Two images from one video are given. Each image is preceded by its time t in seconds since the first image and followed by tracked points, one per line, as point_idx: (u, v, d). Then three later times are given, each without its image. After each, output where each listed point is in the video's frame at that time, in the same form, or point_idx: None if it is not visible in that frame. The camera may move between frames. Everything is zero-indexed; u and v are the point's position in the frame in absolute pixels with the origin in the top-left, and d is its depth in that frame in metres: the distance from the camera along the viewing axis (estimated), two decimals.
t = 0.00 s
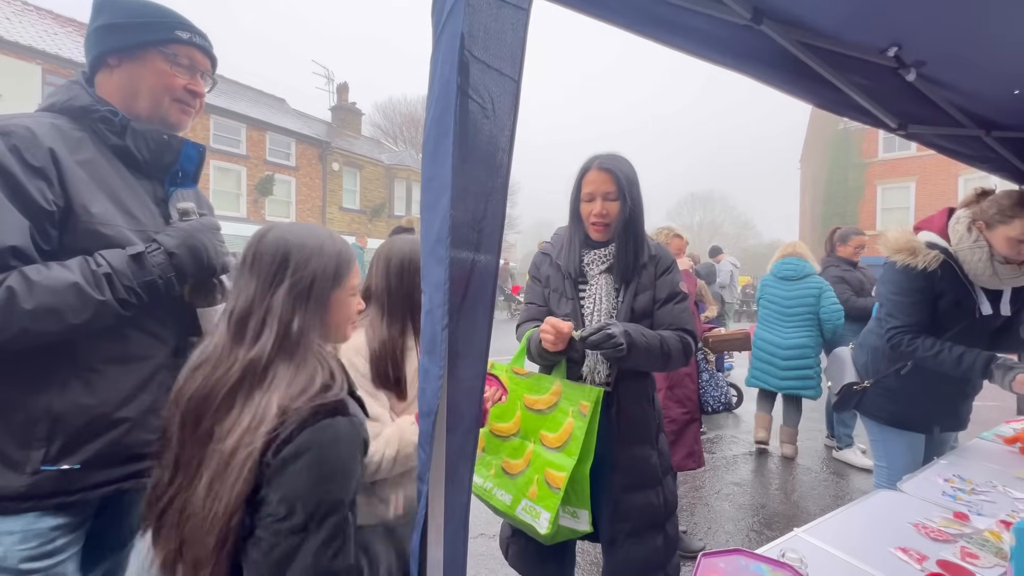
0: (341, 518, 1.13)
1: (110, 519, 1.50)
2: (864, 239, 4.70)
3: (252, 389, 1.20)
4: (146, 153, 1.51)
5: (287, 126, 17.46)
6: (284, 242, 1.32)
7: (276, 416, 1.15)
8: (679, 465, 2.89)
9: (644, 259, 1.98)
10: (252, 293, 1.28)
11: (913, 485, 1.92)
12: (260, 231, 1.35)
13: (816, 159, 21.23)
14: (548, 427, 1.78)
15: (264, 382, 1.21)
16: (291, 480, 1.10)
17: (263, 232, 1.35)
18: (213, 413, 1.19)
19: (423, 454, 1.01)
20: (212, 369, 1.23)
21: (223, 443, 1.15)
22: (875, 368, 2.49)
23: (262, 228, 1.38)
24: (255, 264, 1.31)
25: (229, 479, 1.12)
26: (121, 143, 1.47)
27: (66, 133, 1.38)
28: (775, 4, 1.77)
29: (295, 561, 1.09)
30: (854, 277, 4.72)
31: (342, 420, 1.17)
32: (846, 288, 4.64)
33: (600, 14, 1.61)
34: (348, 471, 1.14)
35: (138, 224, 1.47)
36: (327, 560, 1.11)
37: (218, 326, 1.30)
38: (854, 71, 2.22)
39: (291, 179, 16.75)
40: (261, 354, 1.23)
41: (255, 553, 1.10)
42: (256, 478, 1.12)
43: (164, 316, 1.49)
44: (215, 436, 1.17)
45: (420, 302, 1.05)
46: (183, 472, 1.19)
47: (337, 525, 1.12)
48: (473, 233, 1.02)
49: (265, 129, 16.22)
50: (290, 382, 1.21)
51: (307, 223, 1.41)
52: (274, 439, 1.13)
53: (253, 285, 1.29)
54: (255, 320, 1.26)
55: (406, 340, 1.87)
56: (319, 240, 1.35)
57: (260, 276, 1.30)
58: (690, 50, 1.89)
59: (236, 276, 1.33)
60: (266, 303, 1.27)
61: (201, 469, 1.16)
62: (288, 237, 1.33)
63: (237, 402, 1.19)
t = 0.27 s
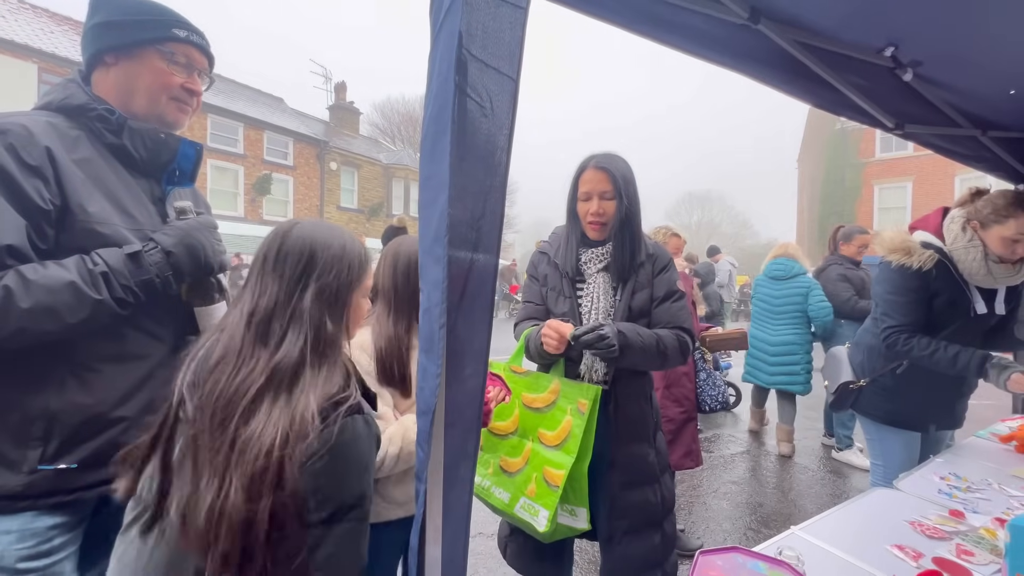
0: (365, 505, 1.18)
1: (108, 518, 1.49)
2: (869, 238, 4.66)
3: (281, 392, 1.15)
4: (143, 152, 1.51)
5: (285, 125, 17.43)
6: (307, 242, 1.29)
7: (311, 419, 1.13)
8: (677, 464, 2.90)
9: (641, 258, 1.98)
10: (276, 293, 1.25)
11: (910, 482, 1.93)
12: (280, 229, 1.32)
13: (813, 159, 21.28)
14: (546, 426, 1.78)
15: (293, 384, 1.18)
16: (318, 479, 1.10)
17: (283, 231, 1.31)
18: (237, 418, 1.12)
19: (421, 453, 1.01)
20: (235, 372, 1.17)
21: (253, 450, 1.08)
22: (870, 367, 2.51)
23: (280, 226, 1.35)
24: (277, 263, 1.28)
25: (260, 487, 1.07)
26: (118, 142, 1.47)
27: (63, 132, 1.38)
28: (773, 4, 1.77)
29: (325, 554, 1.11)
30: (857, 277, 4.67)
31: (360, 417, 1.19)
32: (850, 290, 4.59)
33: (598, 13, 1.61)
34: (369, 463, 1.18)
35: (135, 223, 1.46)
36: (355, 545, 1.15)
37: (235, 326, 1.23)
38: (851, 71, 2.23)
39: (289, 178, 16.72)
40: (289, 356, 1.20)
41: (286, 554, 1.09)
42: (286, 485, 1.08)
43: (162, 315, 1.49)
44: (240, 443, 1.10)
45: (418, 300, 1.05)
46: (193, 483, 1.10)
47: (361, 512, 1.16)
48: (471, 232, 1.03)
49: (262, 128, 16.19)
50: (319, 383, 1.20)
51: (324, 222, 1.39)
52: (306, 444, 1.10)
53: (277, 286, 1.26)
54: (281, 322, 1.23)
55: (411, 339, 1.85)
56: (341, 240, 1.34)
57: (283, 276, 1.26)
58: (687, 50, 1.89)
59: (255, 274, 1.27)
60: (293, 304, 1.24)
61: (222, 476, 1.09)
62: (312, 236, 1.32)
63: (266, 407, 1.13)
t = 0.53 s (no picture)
0: (350, 490, 1.17)
1: (107, 517, 1.49)
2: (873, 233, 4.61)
3: (258, 376, 1.20)
4: (141, 150, 1.51)
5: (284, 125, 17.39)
6: (292, 234, 1.33)
7: (283, 402, 1.16)
8: (678, 463, 2.91)
9: (640, 256, 1.98)
10: (259, 283, 1.29)
11: (909, 481, 1.93)
12: (270, 222, 1.36)
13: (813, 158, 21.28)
14: (545, 425, 1.78)
15: (270, 369, 1.21)
16: (295, 463, 1.13)
17: (272, 224, 1.36)
18: (224, 401, 1.20)
19: (420, 452, 1.00)
20: (221, 356, 1.24)
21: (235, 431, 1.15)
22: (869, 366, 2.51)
23: (273, 220, 1.40)
24: (264, 255, 1.33)
25: (245, 468, 1.13)
26: (116, 140, 1.46)
27: (61, 131, 1.38)
28: (773, 2, 1.77)
29: (309, 536, 1.13)
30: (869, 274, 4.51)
31: (336, 402, 1.19)
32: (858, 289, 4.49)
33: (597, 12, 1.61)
34: (348, 447, 1.17)
35: (133, 222, 1.46)
36: (341, 529, 1.15)
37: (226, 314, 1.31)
38: (851, 70, 2.23)
39: (288, 177, 16.70)
40: (268, 342, 1.23)
41: (275, 534, 1.14)
42: (266, 467, 1.13)
43: (161, 314, 1.49)
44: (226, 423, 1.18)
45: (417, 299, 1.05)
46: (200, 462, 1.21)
47: (344, 496, 1.16)
48: (471, 230, 1.02)
49: (261, 127, 16.16)
50: (294, 368, 1.22)
51: (314, 217, 1.42)
52: (280, 428, 1.14)
53: (261, 275, 1.31)
54: (263, 310, 1.28)
55: (412, 336, 1.85)
56: (326, 232, 1.36)
57: (268, 266, 1.31)
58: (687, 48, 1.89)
59: (246, 266, 1.33)
60: (273, 293, 1.28)
61: (215, 455, 1.17)
62: (298, 228, 1.35)
63: (245, 390, 1.19)
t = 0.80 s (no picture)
0: (304, 497, 1.11)
1: (108, 516, 1.49)
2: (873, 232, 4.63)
3: (231, 362, 1.24)
4: (141, 151, 1.51)
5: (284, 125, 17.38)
6: (278, 230, 1.37)
7: (241, 391, 1.17)
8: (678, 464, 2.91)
9: (641, 257, 1.98)
10: (243, 276, 1.34)
11: (909, 481, 1.93)
12: (262, 220, 1.42)
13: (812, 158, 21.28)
14: (545, 425, 1.78)
15: (243, 358, 1.24)
16: (245, 463, 1.09)
17: (264, 222, 1.41)
18: (203, 386, 1.25)
19: (424, 451, 1.01)
20: (206, 344, 1.30)
21: (203, 417, 1.18)
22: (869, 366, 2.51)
23: (267, 218, 1.46)
24: (252, 250, 1.38)
25: (206, 458, 1.14)
26: (116, 140, 1.46)
27: (61, 131, 1.38)
28: (773, 2, 1.77)
29: (256, 542, 1.08)
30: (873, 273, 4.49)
31: (296, 403, 1.14)
32: (862, 290, 4.47)
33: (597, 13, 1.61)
34: (304, 452, 1.11)
35: (133, 222, 1.46)
36: (290, 537, 1.09)
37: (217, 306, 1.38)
38: (851, 70, 2.22)
39: (288, 177, 16.69)
40: (245, 331, 1.27)
41: (227, 535, 1.10)
42: (222, 461, 1.12)
43: (160, 314, 1.48)
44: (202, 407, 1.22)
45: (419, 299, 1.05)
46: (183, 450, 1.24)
47: (296, 504, 1.10)
48: (472, 231, 1.03)
49: (261, 127, 16.15)
50: (262, 359, 1.23)
51: (304, 216, 1.45)
52: (236, 422, 1.13)
53: (246, 269, 1.36)
54: (244, 302, 1.32)
55: (412, 336, 1.84)
56: (312, 230, 1.39)
57: (254, 260, 1.35)
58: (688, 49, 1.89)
59: (238, 262, 1.40)
60: (253, 285, 1.32)
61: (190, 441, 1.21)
62: (284, 225, 1.39)
63: (219, 375, 1.23)
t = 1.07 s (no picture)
0: (296, 499, 1.10)
1: (106, 515, 1.49)
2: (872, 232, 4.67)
3: (230, 361, 1.23)
4: (139, 150, 1.50)
5: (283, 124, 17.35)
6: (276, 228, 1.36)
7: (239, 389, 1.16)
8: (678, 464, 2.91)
9: (641, 256, 1.98)
10: (242, 275, 1.33)
11: (909, 480, 1.92)
12: (260, 218, 1.41)
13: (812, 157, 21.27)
14: (544, 425, 1.78)
15: (242, 357, 1.24)
16: (239, 462, 1.09)
17: (263, 220, 1.40)
18: (199, 385, 1.24)
19: (423, 450, 1.01)
20: (203, 344, 1.29)
21: (198, 416, 1.17)
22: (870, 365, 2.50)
23: (265, 217, 1.45)
24: (249, 249, 1.36)
25: (199, 456, 1.14)
26: (114, 139, 1.46)
27: (58, 130, 1.37)
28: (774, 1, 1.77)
29: (247, 542, 1.07)
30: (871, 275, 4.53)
31: (292, 403, 1.14)
32: (862, 289, 4.47)
33: (598, 11, 1.61)
34: (298, 453, 1.11)
35: (131, 221, 1.46)
36: (280, 539, 1.09)
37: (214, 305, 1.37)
38: (852, 69, 2.22)
39: (287, 176, 16.67)
40: (244, 331, 1.27)
41: (218, 534, 1.10)
42: (215, 459, 1.12)
43: (159, 313, 1.48)
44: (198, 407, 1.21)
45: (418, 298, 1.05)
46: (175, 448, 1.23)
47: (287, 506, 1.09)
48: (472, 230, 1.02)
49: (261, 127, 16.13)
50: (262, 359, 1.22)
51: (302, 215, 1.44)
52: (232, 420, 1.13)
53: (244, 267, 1.35)
54: (242, 301, 1.31)
55: (411, 336, 1.84)
56: (310, 229, 1.39)
57: (252, 259, 1.34)
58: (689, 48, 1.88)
59: (236, 260, 1.39)
60: (252, 284, 1.31)
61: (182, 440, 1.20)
62: (285, 224, 1.38)
63: (216, 375, 1.23)
